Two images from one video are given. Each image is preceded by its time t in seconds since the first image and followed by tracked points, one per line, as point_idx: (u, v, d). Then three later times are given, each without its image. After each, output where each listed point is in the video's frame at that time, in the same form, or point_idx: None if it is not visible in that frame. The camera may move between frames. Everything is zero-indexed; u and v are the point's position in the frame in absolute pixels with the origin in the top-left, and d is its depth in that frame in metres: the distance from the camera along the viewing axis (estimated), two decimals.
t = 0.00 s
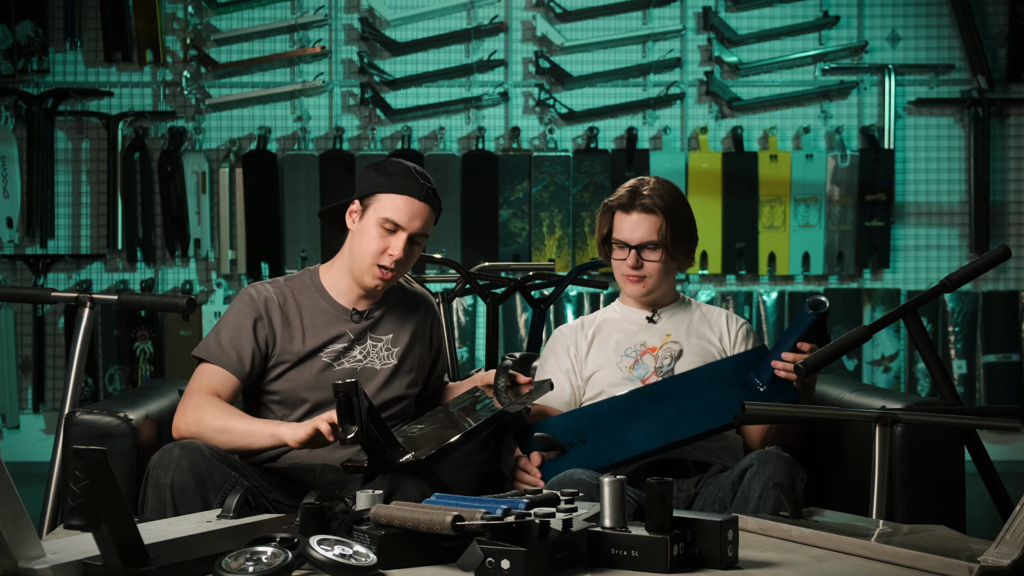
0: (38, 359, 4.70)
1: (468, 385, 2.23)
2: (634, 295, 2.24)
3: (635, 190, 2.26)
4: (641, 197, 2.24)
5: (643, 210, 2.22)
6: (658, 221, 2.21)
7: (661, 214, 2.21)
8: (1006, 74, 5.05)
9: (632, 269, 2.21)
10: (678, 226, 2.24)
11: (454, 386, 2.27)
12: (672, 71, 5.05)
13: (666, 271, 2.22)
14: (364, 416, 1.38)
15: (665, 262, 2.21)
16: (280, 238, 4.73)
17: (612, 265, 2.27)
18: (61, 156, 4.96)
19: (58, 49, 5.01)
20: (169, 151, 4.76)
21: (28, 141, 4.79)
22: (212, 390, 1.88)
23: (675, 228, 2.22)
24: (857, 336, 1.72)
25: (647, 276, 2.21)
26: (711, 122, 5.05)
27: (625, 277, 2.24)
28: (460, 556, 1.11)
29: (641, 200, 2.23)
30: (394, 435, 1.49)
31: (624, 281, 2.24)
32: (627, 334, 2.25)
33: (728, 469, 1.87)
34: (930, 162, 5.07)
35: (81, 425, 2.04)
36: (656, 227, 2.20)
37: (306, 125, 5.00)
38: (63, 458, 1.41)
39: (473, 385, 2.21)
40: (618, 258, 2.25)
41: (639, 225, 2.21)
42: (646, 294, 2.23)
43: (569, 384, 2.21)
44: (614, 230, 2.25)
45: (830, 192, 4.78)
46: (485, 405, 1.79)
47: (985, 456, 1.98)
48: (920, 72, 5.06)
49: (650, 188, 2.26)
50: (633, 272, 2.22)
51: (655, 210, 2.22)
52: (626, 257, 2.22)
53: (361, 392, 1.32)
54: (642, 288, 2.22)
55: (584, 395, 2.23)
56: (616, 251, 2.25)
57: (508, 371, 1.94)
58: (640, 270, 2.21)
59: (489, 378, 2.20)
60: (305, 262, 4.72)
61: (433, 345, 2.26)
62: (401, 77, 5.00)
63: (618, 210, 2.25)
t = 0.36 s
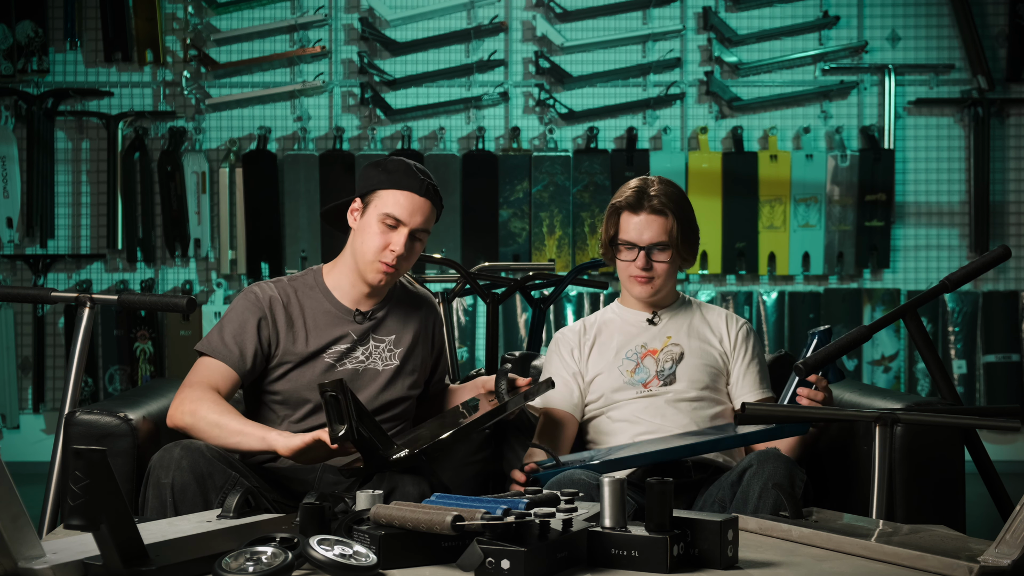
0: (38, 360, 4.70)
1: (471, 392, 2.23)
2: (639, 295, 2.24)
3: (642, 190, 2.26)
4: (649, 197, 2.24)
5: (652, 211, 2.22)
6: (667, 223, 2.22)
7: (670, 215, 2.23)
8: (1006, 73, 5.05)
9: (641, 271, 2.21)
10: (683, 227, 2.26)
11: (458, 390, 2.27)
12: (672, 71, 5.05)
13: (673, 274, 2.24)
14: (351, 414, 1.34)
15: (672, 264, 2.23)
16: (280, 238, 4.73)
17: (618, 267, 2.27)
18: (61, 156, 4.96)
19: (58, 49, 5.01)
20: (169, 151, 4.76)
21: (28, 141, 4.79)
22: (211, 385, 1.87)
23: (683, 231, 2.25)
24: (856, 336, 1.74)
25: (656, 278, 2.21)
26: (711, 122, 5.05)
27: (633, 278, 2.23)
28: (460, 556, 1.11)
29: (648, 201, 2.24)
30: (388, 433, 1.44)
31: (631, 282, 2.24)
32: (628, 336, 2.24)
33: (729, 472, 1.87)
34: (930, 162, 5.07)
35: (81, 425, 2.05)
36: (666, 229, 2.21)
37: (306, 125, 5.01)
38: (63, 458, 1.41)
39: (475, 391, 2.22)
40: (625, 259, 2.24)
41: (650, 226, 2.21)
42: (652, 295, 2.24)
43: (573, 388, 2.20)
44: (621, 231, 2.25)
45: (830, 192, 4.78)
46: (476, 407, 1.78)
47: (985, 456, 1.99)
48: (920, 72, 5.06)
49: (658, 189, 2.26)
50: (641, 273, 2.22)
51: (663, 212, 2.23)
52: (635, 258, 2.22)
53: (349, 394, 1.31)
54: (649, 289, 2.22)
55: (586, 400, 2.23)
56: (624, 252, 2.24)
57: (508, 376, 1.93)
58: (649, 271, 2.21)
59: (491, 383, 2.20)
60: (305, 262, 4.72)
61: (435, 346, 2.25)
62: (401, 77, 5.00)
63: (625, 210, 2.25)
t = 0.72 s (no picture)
0: (38, 360, 4.70)
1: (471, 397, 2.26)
2: (643, 299, 2.23)
3: (647, 193, 2.26)
4: (655, 200, 2.24)
5: (659, 215, 2.22)
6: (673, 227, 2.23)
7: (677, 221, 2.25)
8: (1006, 73, 5.05)
9: (649, 274, 2.20)
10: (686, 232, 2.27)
11: (459, 392, 2.27)
12: (672, 71, 5.05)
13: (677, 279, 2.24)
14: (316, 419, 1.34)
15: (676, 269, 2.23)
16: (280, 238, 4.74)
17: (622, 271, 2.24)
18: (61, 156, 4.96)
19: (58, 49, 5.00)
20: (169, 151, 4.76)
21: (28, 141, 4.79)
22: (202, 385, 1.92)
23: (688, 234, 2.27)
24: (855, 337, 1.76)
25: (662, 281, 2.21)
26: (711, 122, 5.05)
27: (639, 282, 2.21)
28: (460, 556, 1.11)
29: (654, 204, 2.24)
30: (365, 435, 1.49)
31: (636, 286, 2.22)
32: (628, 338, 2.24)
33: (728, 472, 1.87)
34: (930, 162, 5.07)
35: (81, 425, 2.05)
36: (672, 233, 2.21)
37: (306, 125, 5.01)
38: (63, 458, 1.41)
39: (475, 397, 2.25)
40: (631, 263, 2.22)
41: (657, 229, 2.20)
42: (656, 299, 2.23)
43: (573, 395, 2.20)
44: (626, 235, 2.23)
45: (830, 192, 4.78)
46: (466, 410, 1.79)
47: (985, 457, 1.99)
48: (920, 72, 5.06)
49: (663, 193, 2.27)
50: (648, 276, 2.20)
51: (669, 217, 2.23)
52: (643, 261, 2.20)
53: (320, 404, 1.35)
54: (655, 293, 2.21)
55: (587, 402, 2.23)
56: (631, 255, 2.21)
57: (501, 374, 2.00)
58: (656, 275, 2.20)
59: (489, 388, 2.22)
60: (305, 262, 4.72)
61: (440, 346, 2.25)
62: (401, 77, 5.00)
63: (631, 213, 2.24)
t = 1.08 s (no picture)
0: (38, 359, 4.70)
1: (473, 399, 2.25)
2: (644, 298, 2.23)
3: (649, 192, 2.26)
4: (658, 199, 2.24)
5: (662, 214, 2.22)
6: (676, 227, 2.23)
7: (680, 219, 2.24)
8: (1006, 73, 5.05)
9: (651, 273, 2.20)
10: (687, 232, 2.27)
11: (459, 392, 2.27)
12: (672, 71, 5.05)
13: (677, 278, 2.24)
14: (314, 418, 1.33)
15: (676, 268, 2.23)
16: (280, 238, 4.74)
17: (624, 269, 2.25)
18: (61, 156, 4.96)
19: (58, 49, 5.00)
20: (169, 151, 4.76)
21: (28, 141, 4.79)
22: (205, 392, 1.92)
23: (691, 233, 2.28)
24: (855, 337, 1.76)
25: (663, 280, 2.21)
26: (711, 122, 5.05)
27: (641, 280, 2.21)
28: (460, 556, 1.11)
29: (658, 203, 2.24)
30: (365, 435, 1.49)
31: (637, 285, 2.22)
32: (627, 335, 2.24)
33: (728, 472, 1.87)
34: (930, 162, 5.07)
35: (81, 425, 2.05)
36: (674, 231, 2.22)
37: (306, 125, 5.01)
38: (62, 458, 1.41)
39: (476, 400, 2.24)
40: (633, 261, 2.22)
41: (660, 228, 2.21)
42: (656, 298, 2.23)
43: (569, 392, 2.20)
44: (628, 233, 2.23)
45: (830, 192, 4.78)
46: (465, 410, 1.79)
47: (985, 456, 1.99)
48: (920, 72, 5.06)
49: (665, 193, 2.27)
50: (650, 275, 2.20)
51: (672, 216, 2.23)
52: (645, 260, 2.20)
53: (320, 403, 1.35)
54: (656, 291, 2.21)
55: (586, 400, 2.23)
56: (633, 254, 2.22)
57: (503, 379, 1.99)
58: (658, 274, 2.20)
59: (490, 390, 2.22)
60: (305, 262, 4.72)
61: (441, 346, 2.24)
62: (401, 77, 5.00)
63: (633, 211, 2.24)
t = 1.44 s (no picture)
0: (38, 360, 4.70)
1: (472, 400, 2.25)
2: (652, 297, 2.22)
3: (658, 191, 2.24)
4: (666, 199, 2.23)
5: (669, 214, 2.21)
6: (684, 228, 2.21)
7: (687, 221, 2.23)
8: (1006, 73, 5.05)
9: (657, 273, 2.19)
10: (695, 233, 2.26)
11: (458, 391, 2.27)
12: (672, 71, 5.05)
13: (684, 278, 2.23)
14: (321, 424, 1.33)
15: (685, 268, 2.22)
16: (280, 238, 4.74)
17: (631, 268, 2.24)
18: (61, 156, 4.96)
19: (58, 49, 5.00)
20: (169, 151, 4.76)
21: (28, 141, 4.79)
22: (218, 394, 1.91)
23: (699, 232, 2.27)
24: (855, 337, 1.76)
25: (670, 281, 2.20)
26: (711, 122, 5.05)
27: (647, 280, 2.21)
28: (460, 556, 1.11)
29: (665, 204, 2.22)
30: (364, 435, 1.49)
31: (644, 284, 2.22)
32: (631, 331, 2.24)
33: (728, 472, 1.87)
34: (930, 162, 5.07)
35: (81, 425, 2.05)
36: (681, 232, 2.21)
37: (306, 125, 5.01)
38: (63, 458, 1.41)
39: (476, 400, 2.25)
40: (640, 260, 2.22)
41: (667, 229, 2.19)
42: (663, 297, 2.22)
43: (569, 382, 2.22)
44: (635, 232, 2.22)
45: (830, 192, 4.78)
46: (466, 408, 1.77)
47: (985, 456, 1.99)
48: (921, 72, 5.06)
49: (674, 192, 2.25)
50: (656, 274, 2.20)
51: (679, 217, 2.22)
52: (651, 260, 2.20)
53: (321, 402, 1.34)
54: (661, 291, 2.21)
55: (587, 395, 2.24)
56: (639, 253, 2.22)
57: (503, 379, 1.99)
58: (664, 274, 2.20)
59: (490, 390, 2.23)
60: (305, 262, 4.72)
61: (438, 344, 2.24)
62: (401, 77, 5.00)
63: (641, 210, 2.23)
